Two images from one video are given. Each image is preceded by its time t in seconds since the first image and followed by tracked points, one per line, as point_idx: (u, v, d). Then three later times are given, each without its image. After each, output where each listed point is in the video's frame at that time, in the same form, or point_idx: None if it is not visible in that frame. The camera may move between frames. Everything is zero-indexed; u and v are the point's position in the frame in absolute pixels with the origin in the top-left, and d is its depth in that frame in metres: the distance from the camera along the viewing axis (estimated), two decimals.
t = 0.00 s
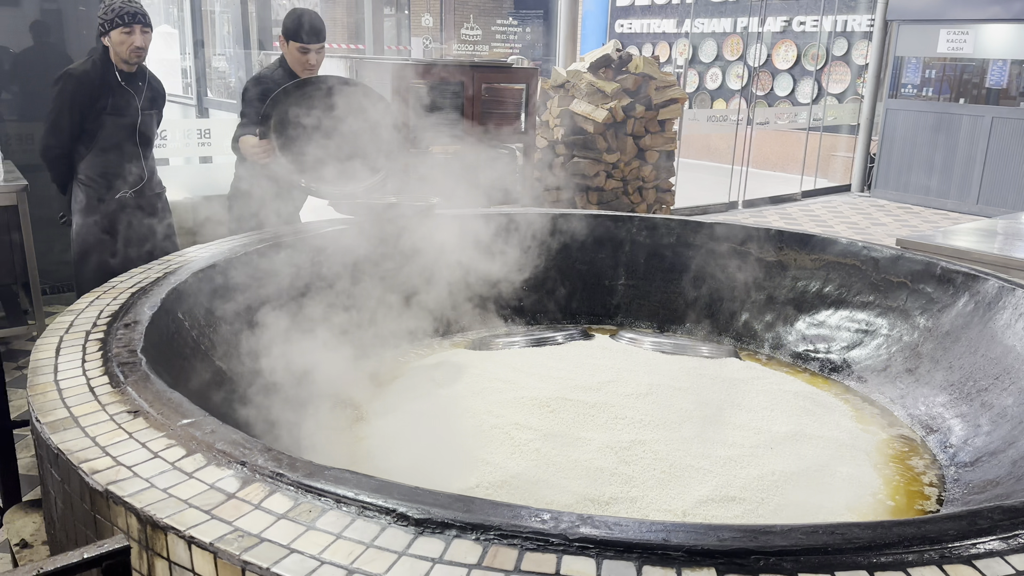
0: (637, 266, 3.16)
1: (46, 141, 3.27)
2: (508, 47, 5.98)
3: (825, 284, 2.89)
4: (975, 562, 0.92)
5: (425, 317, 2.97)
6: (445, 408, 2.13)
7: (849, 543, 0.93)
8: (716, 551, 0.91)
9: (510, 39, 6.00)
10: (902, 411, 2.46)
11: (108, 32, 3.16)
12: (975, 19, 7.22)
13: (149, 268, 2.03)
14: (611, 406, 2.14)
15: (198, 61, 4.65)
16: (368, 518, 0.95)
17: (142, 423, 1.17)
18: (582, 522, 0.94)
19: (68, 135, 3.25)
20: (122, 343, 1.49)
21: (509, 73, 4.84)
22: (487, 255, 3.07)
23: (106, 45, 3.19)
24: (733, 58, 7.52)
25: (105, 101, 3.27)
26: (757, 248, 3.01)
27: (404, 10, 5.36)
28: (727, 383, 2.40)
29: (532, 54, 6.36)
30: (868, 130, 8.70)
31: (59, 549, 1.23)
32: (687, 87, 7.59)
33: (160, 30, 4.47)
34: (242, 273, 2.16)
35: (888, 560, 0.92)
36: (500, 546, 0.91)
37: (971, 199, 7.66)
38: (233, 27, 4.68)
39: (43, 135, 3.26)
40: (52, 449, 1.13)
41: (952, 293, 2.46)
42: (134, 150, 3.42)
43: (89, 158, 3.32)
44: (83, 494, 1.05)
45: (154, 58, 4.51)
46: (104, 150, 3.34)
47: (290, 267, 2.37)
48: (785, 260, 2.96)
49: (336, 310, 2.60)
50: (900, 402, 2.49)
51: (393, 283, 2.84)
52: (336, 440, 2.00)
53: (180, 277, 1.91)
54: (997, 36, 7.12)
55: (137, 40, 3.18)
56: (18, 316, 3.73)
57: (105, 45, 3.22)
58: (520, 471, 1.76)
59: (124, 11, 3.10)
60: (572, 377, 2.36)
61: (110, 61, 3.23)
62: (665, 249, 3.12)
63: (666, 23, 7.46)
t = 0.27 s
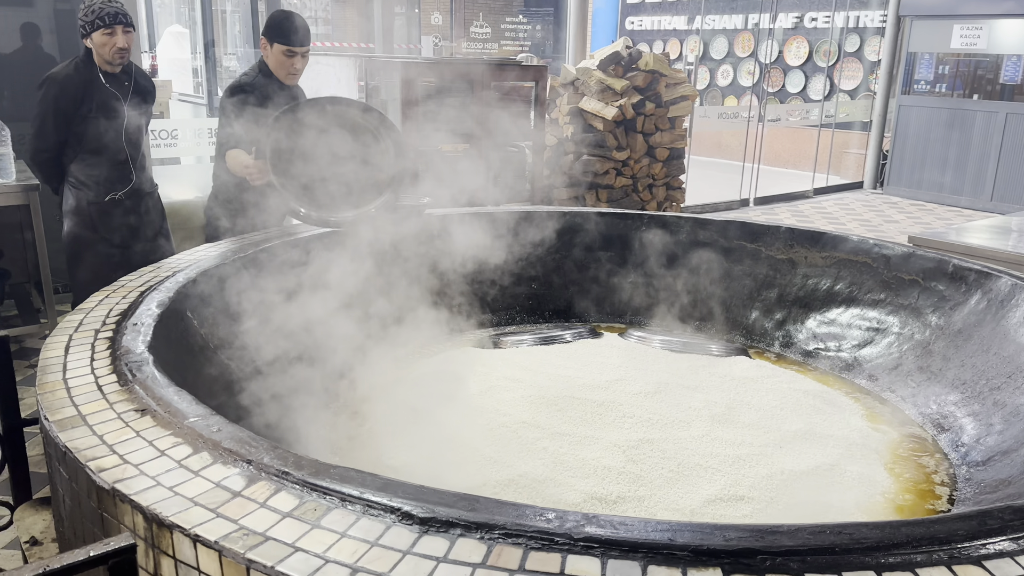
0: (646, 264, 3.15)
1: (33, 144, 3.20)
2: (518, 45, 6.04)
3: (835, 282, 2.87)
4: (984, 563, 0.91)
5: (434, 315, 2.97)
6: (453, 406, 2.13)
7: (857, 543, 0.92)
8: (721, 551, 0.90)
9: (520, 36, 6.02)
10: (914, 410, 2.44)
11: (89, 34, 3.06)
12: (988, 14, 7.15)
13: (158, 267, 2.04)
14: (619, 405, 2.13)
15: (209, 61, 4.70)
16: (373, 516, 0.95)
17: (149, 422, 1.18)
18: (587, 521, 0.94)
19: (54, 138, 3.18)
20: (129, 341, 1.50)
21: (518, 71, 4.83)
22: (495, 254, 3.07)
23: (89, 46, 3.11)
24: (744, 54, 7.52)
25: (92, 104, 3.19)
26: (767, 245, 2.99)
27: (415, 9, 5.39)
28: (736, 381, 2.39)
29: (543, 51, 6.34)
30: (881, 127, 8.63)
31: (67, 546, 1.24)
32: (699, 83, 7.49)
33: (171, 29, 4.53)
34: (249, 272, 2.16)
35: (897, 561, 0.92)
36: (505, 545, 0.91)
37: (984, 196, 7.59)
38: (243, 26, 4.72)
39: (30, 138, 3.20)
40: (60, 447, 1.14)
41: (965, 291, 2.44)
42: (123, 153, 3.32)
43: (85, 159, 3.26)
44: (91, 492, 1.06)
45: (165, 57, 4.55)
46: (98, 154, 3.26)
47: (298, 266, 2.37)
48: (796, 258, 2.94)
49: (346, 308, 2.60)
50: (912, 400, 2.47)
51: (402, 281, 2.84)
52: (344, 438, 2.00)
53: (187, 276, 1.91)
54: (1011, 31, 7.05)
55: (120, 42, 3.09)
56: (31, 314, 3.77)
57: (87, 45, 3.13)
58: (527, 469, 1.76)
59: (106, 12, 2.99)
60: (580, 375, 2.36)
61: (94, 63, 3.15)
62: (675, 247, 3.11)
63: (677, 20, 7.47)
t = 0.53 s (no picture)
0: (655, 261, 3.14)
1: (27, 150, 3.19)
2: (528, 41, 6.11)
3: (845, 279, 2.84)
4: (991, 564, 0.90)
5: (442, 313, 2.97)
6: (459, 405, 2.13)
7: (861, 544, 0.91)
8: (723, 552, 0.89)
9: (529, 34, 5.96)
10: (924, 408, 2.42)
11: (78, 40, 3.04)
12: (1002, 8, 7.08)
13: (165, 266, 2.05)
14: (625, 403, 2.12)
15: (219, 60, 4.72)
16: (373, 516, 0.95)
17: (152, 421, 1.18)
18: (588, 522, 0.93)
19: (49, 143, 3.17)
20: (135, 341, 1.50)
21: (526, 68, 4.82)
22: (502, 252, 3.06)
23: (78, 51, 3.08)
24: (756, 51, 7.55)
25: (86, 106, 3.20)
26: (777, 242, 2.97)
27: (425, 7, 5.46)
28: (745, 380, 2.37)
29: (552, 48, 6.32)
30: (894, 122, 8.56)
31: (72, 545, 1.24)
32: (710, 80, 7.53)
33: (182, 29, 4.53)
34: (255, 272, 2.17)
35: (901, 562, 0.91)
36: (505, 545, 0.91)
37: (999, 191, 7.51)
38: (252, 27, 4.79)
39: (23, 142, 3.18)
40: (64, 446, 1.15)
41: (976, 288, 2.41)
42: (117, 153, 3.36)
43: (80, 160, 3.27)
44: (93, 491, 1.06)
45: (175, 57, 4.53)
46: (92, 155, 3.29)
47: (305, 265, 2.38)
48: (805, 255, 2.92)
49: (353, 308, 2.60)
50: (922, 398, 2.45)
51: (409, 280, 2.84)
52: (350, 437, 2.00)
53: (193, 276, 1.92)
54: None
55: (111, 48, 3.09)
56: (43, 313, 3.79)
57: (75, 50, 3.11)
58: (532, 469, 1.75)
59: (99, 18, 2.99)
60: (587, 374, 2.35)
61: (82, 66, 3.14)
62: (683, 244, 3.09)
63: (687, 16, 7.50)
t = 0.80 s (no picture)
0: (662, 259, 3.12)
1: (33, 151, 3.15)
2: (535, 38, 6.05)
3: (853, 276, 2.82)
4: (994, 566, 0.89)
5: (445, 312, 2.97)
6: (461, 404, 2.12)
7: (861, 546, 0.90)
8: (719, 554, 0.88)
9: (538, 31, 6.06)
10: (932, 406, 2.39)
11: (86, 36, 3.05)
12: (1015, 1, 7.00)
13: (167, 266, 2.05)
14: (628, 402, 2.11)
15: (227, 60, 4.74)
16: (367, 517, 0.95)
17: (149, 422, 1.18)
18: (583, 523, 0.92)
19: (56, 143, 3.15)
20: (134, 341, 1.50)
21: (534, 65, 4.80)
22: (508, 250, 3.06)
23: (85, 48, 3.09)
24: (766, 46, 7.42)
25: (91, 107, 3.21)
26: (784, 239, 2.95)
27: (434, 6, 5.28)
28: (750, 378, 2.35)
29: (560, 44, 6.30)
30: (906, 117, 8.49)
31: (70, 544, 1.24)
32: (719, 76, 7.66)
33: (191, 28, 4.60)
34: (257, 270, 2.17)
35: (901, 564, 0.89)
36: (498, 547, 0.90)
37: (1012, 186, 7.42)
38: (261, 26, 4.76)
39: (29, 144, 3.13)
40: (60, 446, 1.15)
41: (985, 284, 2.39)
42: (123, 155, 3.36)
43: (87, 159, 3.27)
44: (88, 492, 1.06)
45: (184, 56, 4.66)
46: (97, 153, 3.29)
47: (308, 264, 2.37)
48: (813, 251, 2.90)
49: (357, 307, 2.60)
50: (930, 396, 2.43)
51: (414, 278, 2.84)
52: (352, 436, 1.99)
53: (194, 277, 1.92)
54: None
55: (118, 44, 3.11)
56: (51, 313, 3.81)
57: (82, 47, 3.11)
58: (533, 468, 1.74)
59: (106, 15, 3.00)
60: (590, 372, 2.33)
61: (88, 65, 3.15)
62: (689, 241, 3.08)
63: (697, 10, 7.70)
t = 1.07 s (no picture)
0: (668, 255, 3.09)
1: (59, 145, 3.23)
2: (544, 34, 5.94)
3: (861, 272, 2.79)
4: (996, 568, 0.87)
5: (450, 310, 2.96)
6: (463, 403, 2.11)
7: (860, 548, 0.88)
8: (715, 556, 0.87)
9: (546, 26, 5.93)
10: (940, 404, 2.37)
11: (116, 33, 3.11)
12: None
13: (169, 265, 2.05)
14: (631, 400, 2.10)
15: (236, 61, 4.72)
16: (359, 518, 0.94)
17: (145, 421, 1.18)
18: (578, 524, 0.91)
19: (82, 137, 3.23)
20: (133, 340, 1.50)
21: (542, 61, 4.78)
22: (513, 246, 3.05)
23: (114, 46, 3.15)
24: (776, 41, 7.45)
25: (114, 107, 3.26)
26: (791, 236, 2.92)
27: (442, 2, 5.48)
28: (755, 375, 2.33)
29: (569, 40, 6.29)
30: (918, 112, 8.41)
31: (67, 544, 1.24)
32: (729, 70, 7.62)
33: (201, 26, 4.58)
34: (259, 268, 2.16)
35: (901, 566, 0.88)
36: (491, 549, 0.89)
37: None
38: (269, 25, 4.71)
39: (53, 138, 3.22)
40: (56, 446, 1.15)
41: (994, 280, 2.36)
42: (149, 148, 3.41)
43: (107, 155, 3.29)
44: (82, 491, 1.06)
45: (193, 54, 4.62)
46: (109, 152, 3.29)
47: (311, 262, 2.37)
48: (820, 247, 2.87)
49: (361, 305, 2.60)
50: (938, 394, 2.40)
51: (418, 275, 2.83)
52: (353, 435, 1.99)
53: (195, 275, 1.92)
54: None
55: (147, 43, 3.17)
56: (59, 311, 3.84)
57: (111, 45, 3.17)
58: (534, 467, 1.73)
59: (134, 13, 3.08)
60: (593, 370, 2.32)
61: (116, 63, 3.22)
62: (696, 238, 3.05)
63: (706, 6, 7.44)
